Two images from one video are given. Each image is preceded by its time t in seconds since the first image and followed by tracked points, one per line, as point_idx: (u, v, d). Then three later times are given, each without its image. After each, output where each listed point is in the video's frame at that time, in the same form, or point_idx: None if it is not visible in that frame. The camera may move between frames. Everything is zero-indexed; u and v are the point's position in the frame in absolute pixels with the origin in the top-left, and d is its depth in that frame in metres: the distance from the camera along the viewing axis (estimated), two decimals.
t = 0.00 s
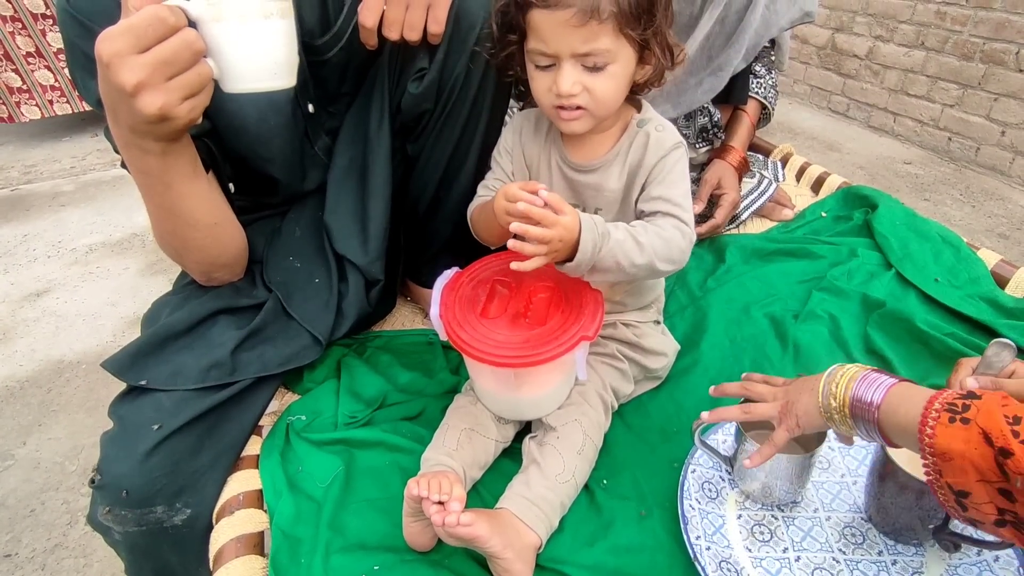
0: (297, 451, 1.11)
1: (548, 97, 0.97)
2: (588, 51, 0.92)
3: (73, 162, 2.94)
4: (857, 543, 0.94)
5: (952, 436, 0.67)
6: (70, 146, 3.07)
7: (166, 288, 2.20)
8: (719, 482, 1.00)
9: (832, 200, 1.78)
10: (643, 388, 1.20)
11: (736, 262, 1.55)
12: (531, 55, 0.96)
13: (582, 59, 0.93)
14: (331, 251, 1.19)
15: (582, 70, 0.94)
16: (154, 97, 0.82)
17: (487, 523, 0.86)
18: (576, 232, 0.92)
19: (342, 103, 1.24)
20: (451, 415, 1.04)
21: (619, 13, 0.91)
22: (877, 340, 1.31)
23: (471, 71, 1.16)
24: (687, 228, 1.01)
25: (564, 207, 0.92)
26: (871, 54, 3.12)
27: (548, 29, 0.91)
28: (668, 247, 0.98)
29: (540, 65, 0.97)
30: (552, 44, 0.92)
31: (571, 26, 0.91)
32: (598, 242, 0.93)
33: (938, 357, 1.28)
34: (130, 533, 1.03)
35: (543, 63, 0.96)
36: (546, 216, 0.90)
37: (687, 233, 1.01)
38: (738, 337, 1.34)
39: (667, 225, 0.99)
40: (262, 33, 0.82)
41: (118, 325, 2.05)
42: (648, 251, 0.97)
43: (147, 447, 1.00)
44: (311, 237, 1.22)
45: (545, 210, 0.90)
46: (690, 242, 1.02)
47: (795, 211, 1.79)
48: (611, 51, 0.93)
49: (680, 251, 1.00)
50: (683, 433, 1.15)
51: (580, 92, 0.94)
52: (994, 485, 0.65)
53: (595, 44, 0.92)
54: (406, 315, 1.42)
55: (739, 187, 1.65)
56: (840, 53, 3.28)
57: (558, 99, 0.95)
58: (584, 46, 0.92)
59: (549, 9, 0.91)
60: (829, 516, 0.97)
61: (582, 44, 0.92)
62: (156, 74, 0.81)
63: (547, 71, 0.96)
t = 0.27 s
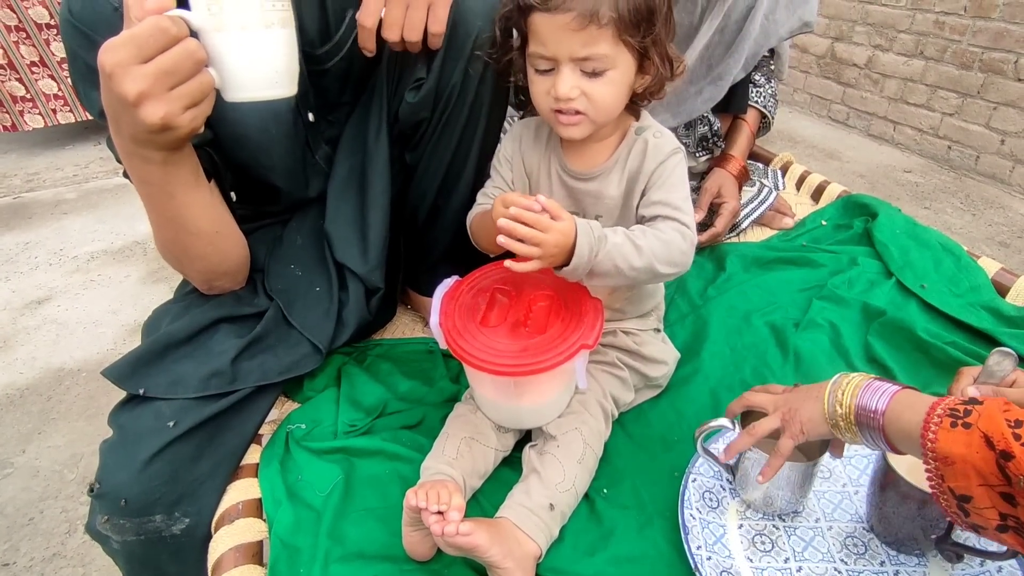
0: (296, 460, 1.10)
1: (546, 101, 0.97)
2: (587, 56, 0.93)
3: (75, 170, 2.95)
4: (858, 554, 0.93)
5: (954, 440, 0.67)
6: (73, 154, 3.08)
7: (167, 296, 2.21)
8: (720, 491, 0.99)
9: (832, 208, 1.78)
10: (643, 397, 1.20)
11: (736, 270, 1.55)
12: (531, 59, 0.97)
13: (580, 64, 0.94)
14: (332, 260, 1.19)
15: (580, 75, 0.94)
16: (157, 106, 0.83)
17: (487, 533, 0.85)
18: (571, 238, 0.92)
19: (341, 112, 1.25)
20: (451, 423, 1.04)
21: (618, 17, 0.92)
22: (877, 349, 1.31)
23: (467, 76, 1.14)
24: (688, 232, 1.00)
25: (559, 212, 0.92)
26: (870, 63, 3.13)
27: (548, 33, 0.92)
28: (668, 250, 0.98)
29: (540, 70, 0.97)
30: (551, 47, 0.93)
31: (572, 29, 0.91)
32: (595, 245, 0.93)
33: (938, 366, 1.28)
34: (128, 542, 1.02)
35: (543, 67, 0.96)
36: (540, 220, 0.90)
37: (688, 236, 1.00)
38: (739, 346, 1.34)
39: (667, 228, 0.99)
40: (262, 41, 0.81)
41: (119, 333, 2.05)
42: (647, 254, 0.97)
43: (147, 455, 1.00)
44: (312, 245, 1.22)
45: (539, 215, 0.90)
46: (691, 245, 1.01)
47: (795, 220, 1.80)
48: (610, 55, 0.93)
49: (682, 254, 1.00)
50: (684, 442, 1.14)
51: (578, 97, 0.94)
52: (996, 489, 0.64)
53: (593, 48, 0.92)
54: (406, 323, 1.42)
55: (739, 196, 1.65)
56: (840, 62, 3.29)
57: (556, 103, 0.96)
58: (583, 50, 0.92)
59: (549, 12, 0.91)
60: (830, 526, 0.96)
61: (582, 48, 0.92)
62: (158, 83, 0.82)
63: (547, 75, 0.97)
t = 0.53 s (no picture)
0: (300, 470, 1.11)
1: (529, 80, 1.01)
2: (569, 45, 0.95)
3: (81, 182, 2.98)
4: (861, 565, 0.93)
5: (958, 450, 0.67)
6: (79, 166, 3.11)
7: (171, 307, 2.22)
8: (722, 502, 1.00)
9: (832, 220, 1.79)
10: (644, 408, 1.21)
11: (737, 282, 1.56)
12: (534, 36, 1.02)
13: (564, 52, 0.97)
14: (334, 273, 1.20)
15: (563, 64, 0.97)
16: (187, 122, 0.83)
17: (490, 544, 0.86)
18: (565, 246, 0.94)
19: (343, 130, 1.27)
20: (454, 434, 1.04)
21: (605, 21, 0.93)
22: (877, 361, 1.31)
23: (457, 90, 1.16)
24: (683, 242, 1.01)
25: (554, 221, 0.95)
26: (870, 76, 3.16)
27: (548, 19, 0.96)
28: (660, 260, 0.99)
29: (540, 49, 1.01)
30: (545, 28, 0.97)
31: (564, 17, 0.94)
32: (586, 252, 0.95)
33: (939, 378, 1.29)
34: (133, 552, 1.03)
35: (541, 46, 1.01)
36: (536, 228, 0.93)
37: (682, 246, 1.01)
38: (739, 358, 1.34)
39: (659, 237, 1.00)
40: (290, 64, 0.82)
41: (123, 343, 2.06)
42: (638, 264, 0.98)
43: (152, 465, 1.00)
44: (315, 258, 1.24)
45: (534, 222, 0.93)
46: (686, 254, 1.02)
47: (796, 231, 1.81)
48: (590, 55, 0.95)
49: (676, 265, 1.01)
50: (685, 453, 1.15)
51: (550, 82, 0.97)
52: (1003, 498, 0.65)
53: (576, 39, 0.95)
54: (409, 334, 1.43)
55: (739, 208, 1.66)
56: (840, 74, 3.32)
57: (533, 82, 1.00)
58: (567, 39, 0.95)
59: None
60: (832, 538, 0.97)
61: (566, 36, 0.95)
62: (189, 101, 0.82)
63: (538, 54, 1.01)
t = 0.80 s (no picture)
0: (302, 487, 1.12)
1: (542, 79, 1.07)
2: (583, 49, 1.01)
3: (86, 196, 3.00)
4: None
5: (981, 487, 0.68)
6: (85, 180, 3.14)
7: (175, 320, 2.23)
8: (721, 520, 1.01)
9: (832, 237, 1.80)
10: (645, 426, 1.21)
11: (737, 299, 1.57)
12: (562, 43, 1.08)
13: (577, 56, 1.02)
14: (341, 289, 1.22)
15: (574, 68, 1.02)
16: (209, 147, 0.84)
17: (491, 561, 0.87)
18: (556, 274, 0.96)
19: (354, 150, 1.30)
20: (456, 451, 1.05)
21: (619, 32, 0.98)
22: (877, 378, 1.32)
23: (468, 107, 1.18)
24: (674, 272, 1.02)
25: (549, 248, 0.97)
26: (870, 91, 3.19)
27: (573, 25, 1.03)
28: (649, 290, 1.01)
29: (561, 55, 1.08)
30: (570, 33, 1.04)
31: (587, 22, 1.01)
32: (577, 280, 0.97)
33: (938, 395, 1.29)
34: (136, 568, 1.04)
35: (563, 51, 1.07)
36: (528, 254, 0.95)
37: (673, 276, 1.02)
38: (739, 375, 1.35)
39: (651, 267, 1.01)
40: (311, 93, 0.86)
41: (126, 357, 2.07)
42: (628, 293, 1.00)
43: (157, 482, 1.01)
44: (322, 273, 1.25)
45: (526, 248, 0.95)
46: (677, 287, 1.03)
47: (796, 248, 1.82)
48: (598, 60, 1.00)
49: (665, 295, 1.02)
50: (685, 471, 1.16)
51: (555, 78, 1.03)
52: None
53: (589, 43, 1.00)
54: (411, 351, 1.44)
55: (739, 225, 1.67)
56: (840, 90, 3.34)
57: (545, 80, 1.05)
58: (583, 41, 1.01)
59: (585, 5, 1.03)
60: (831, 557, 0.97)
61: (583, 39, 1.01)
62: (213, 126, 0.83)
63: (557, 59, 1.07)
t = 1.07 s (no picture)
0: (304, 504, 1.12)
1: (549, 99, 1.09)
2: (591, 70, 1.03)
3: (91, 209, 3.02)
4: None
5: (1012, 535, 0.65)
6: (89, 193, 3.16)
7: (178, 334, 2.23)
8: (722, 539, 1.02)
9: (831, 253, 1.81)
10: (648, 443, 1.22)
11: (737, 315, 1.58)
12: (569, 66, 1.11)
13: (585, 78, 1.04)
14: (344, 306, 1.23)
15: (580, 89, 1.04)
16: (241, 173, 0.86)
17: None
18: (558, 294, 0.98)
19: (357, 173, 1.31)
20: (458, 468, 1.05)
21: (626, 56, 1.00)
22: (877, 396, 1.32)
23: (468, 130, 1.20)
24: (675, 291, 1.03)
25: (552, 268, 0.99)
26: (869, 106, 3.21)
27: (581, 48, 1.05)
28: (651, 309, 1.01)
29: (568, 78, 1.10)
30: (579, 57, 1.06)
31: (594, 46, 1.03)
32: (579, 299, 0.99)
33: (938, 413, 1.30)
34: None
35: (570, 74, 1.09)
36: (530, 276, 0.97)
37: (674, 296, 1.03)
38: (740, 393, 1.35)
39: (653, 287, 1.02)
40: (340, 125, 0.89)
41: (128, 370, 2.07)
42: (630, 312, 1.01)
43: (159, 499, 1.02)
44: (326, 289, 1.26)
45: (529, 271, 0.98)
46: (677, 305, 1.04)
47: (796, 264, 1.83)
48: (604, 84, 1.01)
49: (666, 314, 1.03)
50: (686, 489, 1.16)
51: (562, 98, 1.05)
52: None
53: (595, 66, 1.02)
54: (413, 368, 1.45)
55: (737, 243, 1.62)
56: (839, 105, 3.37)
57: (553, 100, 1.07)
58: (590, 64, 1.03)
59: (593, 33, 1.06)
60: None
61: (591, 62, 1.03)
62: (245, 154, 0.84)
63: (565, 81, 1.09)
